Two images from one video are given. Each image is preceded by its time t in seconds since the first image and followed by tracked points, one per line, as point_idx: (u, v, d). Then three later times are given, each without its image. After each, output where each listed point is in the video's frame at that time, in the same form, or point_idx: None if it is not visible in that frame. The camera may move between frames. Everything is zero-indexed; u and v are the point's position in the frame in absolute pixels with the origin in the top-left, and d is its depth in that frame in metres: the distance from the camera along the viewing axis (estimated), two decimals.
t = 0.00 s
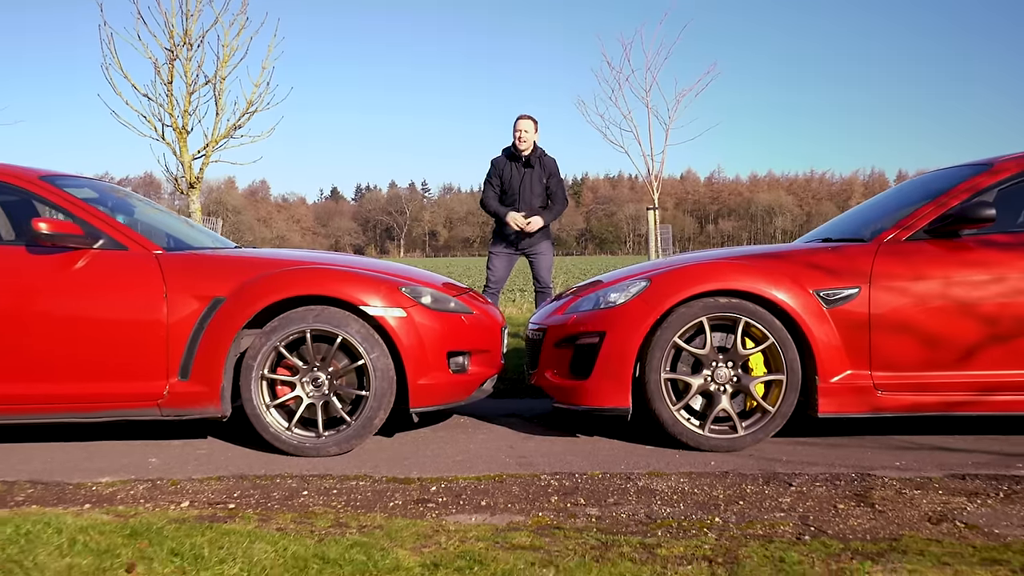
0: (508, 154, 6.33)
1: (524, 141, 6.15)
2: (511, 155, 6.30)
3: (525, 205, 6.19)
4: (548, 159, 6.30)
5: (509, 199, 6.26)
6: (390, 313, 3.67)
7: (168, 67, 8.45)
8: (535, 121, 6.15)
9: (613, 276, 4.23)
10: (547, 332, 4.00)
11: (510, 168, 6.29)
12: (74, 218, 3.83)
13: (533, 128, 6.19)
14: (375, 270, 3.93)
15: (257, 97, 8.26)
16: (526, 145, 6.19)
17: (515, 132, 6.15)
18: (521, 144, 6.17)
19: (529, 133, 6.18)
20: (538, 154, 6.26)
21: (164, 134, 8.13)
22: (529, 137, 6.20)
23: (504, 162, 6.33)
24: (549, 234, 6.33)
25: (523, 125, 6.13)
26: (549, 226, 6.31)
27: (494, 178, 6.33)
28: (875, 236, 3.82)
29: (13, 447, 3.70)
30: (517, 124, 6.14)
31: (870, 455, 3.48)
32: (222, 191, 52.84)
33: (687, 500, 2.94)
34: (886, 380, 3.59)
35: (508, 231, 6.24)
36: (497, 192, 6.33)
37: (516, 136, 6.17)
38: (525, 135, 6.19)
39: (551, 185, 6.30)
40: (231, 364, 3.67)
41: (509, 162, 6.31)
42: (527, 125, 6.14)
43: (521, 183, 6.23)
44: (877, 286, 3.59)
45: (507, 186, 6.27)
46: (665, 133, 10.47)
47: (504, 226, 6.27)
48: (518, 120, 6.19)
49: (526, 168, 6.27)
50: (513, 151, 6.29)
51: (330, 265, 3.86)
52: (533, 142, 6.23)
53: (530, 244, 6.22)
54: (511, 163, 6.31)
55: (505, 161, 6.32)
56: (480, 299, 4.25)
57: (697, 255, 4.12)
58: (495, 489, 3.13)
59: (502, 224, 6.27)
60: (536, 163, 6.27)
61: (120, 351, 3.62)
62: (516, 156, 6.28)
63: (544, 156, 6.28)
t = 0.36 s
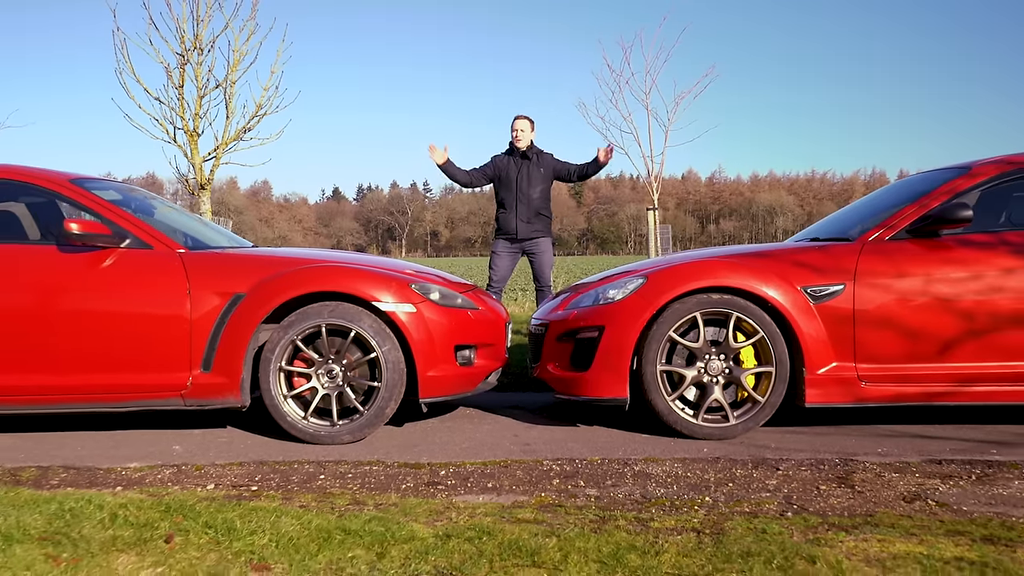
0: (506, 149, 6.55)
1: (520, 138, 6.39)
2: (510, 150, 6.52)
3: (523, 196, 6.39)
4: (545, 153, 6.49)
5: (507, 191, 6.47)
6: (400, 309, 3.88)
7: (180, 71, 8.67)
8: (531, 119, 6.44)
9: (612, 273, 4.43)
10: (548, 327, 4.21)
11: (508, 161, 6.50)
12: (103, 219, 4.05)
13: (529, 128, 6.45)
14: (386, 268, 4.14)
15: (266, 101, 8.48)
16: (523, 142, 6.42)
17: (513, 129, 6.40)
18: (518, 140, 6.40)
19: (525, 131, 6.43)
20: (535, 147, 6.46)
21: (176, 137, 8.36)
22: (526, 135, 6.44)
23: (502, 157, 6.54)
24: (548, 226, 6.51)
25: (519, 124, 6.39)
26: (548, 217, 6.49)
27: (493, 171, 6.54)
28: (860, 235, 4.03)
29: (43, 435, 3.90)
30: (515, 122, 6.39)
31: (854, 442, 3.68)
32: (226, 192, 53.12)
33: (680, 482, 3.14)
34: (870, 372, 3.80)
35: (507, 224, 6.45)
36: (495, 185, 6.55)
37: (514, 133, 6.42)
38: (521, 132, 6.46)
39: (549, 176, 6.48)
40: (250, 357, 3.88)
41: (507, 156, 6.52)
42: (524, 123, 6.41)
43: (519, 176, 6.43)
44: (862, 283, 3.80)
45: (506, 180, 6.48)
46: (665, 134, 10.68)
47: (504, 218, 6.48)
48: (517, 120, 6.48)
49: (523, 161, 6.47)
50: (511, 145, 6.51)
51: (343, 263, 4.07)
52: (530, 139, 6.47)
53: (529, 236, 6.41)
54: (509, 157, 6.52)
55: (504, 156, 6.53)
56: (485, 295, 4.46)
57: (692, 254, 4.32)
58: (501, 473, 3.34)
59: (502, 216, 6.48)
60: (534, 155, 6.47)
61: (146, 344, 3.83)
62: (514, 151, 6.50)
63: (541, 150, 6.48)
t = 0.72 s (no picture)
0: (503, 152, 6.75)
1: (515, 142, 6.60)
2: (508, 154, 6.71)
3: (521, 198, 6.57)
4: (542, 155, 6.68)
5: (506, 192, 6.65)
6: (406, 309, 4.06)
7: (188, 77, 8.85)
8: (525, 125, 6.68)
9: (609, 275, 4.60)
10: (547, 327, 4.39)
11: (506, 164, 6.70)
12: (123, 225, 4.24)
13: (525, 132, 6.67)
14: (392, 270, 4.32)
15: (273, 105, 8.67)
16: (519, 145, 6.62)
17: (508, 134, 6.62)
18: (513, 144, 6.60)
19: (521, 136, 6.65)
20: (532, 150, 6.66)
21: (185, 141, 8.55)
22: (522, 139, 6.64)
23: (500, 160, 6.74)
24: (546, 226, 6.69)
25: (515, 128, 6.60)
26: (545, 218, 6.67)
27: (491, 175, 6.74)
28: (846, 240, 4.20)
29: (65, 431, 4.08)
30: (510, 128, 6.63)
31: (839, 438, 3.86)
32: (229, 193, 53.35)
33: (672, 474, 3.32)
34: (854, 370, 3.98)
35: (506, 225, 6.63)
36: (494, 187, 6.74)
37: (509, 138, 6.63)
38: (517, 137, 6.68)
39: (546, 177, 6.66)
40: (263, 355, 4.06)
41: (505, 159, 6.71)
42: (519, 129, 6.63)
43: (517, 178, 6.62)
44: (847, 285, 3.97)
45: (504, 182, 6.67)
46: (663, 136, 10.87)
47: (503, 220, 6.66)
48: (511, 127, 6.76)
49: (521, 164, 6.66)
50: (508, 149, 6.71)
51: (351, 266, 4.25)
52: (526, 143, 6.68)
53: (529, 234, 6.58)
54: (507, 161, 6.71)
55: (501, 160, 6.74)
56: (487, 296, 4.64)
57: (686, 257, 4.49)
58: (503, 465, 3.52)
59: (501, 218, 6.66)
60: (530, 158, 6.65)
61: (164, 343, 4.02)
62: (511, 154, 6.70)
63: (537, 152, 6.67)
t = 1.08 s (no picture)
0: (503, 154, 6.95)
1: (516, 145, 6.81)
2: (507, 156, 6.92)
3: (520, 199, 6.78)
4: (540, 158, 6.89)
5: (505, 193, 6.86)
6: (411, 306, 4.27)
7: (195, 81, 9.07)
8: (525, 128, 6.89)
9: (604, 273, 4.80)
10: (545, 323, 4.59)
11: (505, 166, 6.90)
12: (141, 226, 4.44)
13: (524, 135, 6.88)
14: (397, 268, 4.53)
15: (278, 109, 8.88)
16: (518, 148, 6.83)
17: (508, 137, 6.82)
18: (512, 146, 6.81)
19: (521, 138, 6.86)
20: (531, 153, 6.86)
21: (193, 144, 8.76)
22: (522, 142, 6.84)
23: (500, 162, 6.94)
24: (544, 227, 6.89)
25: (515, 131, 6.81)
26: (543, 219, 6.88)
27: (491, 176, 6.94)
28: (830, 239, 4.41)
29: (84, 421, 4.28)
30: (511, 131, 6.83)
31: (822, 427, 4.06)
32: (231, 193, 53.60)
33: (662, 459, 3.52)
34: (837, 363, 4.18)
35: (505, 225, 6.83)
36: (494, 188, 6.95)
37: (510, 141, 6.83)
38: (517, 140, 6.88)
39: (544, 179, 6.87)
40: (274, 349, 4.27)
41: (505, 161, 6.92)
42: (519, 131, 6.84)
43: (516, 179, 6.83)
44: (830, 282, 4.18)
45: (503, 183, 6.88)
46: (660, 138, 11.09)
47: (502, 220, 6.87)
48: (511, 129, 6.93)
49: (520, 166, 6.87)
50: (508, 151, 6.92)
51: (358, 264, 4.46)
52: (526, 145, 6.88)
53: (527, 234, 6.79)
54: (507, 163, 6.92)
55: (500, 162, 6.94)
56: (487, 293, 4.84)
57: (677, 256, 4.70)
58: (502, 452, 3.73)
59: (500, 218, 6.87)
60: (529, 160, 6.86)
61: (179, 338, 4.22)
62: (511, 156, 6.91)
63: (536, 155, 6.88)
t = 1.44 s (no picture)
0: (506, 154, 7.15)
1: (518, 144, 6.99)
2: (510, 156, 7.12)
3: (520, 198, 6.98)
4: (542, 158, 7.09)
5: (506, 193, 7.06)
6: (417, 299, 4.47)
7: (204, 82, 9.27)
8: (529, 127, 7.07)
9: (602, 267, 5.00)
10: (545, 315, 4.79)
11: (508, 165, 7.10)
12: (160, 222, 4.65)
13: (528, 135, 7.08)
14: (404, 263, 4.72)
15: (285, 109, 9.08)
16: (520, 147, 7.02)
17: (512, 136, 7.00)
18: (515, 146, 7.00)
19: (524, 138, 7.05)
20: (533, 153, 7.06)
21: (201, 143, 8.97)
22: (525, 141, 7.04)
23: (503, 162, 7.14)
24: (543, 226, 7.10)
25: (518, 130, 6.99)
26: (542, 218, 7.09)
27: (494, 174, 7.14)
28: (817, 235, 4.60)
29: (105, 408, 4.48)
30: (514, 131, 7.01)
31: (809, 414, 4.26)
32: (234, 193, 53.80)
33: (655, 442, 3.72)
34: (823, 353, 4.38)
35: (506, 223, 7.03)
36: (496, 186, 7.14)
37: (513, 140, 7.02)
38: (520, 139, 7.07)
39: (545, 180, 7.07)
40: (286, 340, 4.47)
41: (508, 161, 7.12)
42: (522, 131, 7.02)
43: (517, 179, 7.02)
44: (817, 276, 4.37)
45: (505, 182, 7.07)
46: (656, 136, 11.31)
47: (502, 218, 7.07)
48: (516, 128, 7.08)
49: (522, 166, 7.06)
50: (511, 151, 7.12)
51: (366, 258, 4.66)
52: (529, 145, 7.07)
53: (527, 233, 7.00)
54: (510, 162, 7.12)
55: (503, 161, 7.14)
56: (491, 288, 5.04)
57: (672, 251, 4.89)
58: (504, 436, 3.93)
59: (501, 216, 7.07)
60: (531, 161, 7.06)
61: (196, 328, 4.42)
62: (513, 156, 7.10)
63: (538, 155, 7.07)
